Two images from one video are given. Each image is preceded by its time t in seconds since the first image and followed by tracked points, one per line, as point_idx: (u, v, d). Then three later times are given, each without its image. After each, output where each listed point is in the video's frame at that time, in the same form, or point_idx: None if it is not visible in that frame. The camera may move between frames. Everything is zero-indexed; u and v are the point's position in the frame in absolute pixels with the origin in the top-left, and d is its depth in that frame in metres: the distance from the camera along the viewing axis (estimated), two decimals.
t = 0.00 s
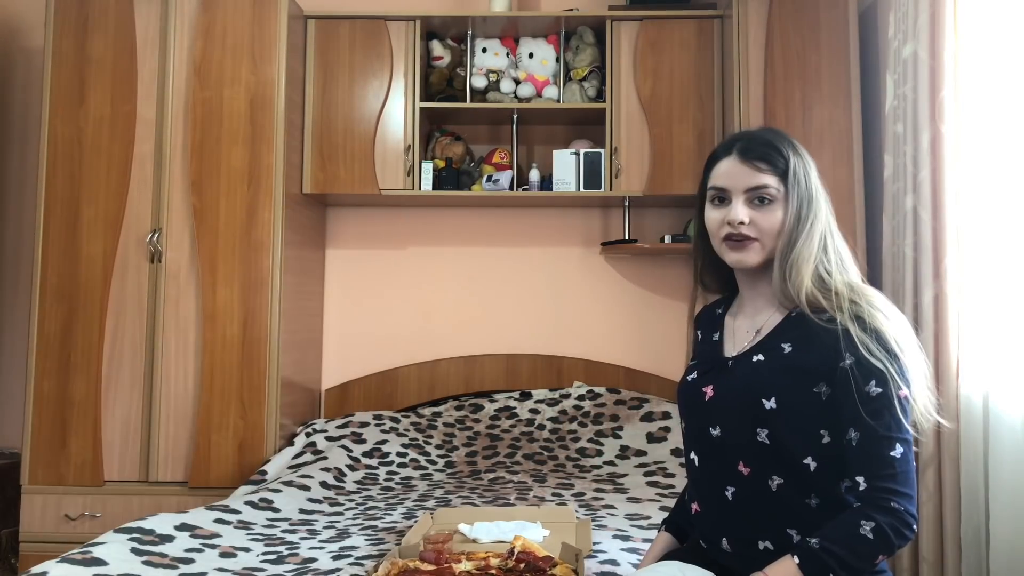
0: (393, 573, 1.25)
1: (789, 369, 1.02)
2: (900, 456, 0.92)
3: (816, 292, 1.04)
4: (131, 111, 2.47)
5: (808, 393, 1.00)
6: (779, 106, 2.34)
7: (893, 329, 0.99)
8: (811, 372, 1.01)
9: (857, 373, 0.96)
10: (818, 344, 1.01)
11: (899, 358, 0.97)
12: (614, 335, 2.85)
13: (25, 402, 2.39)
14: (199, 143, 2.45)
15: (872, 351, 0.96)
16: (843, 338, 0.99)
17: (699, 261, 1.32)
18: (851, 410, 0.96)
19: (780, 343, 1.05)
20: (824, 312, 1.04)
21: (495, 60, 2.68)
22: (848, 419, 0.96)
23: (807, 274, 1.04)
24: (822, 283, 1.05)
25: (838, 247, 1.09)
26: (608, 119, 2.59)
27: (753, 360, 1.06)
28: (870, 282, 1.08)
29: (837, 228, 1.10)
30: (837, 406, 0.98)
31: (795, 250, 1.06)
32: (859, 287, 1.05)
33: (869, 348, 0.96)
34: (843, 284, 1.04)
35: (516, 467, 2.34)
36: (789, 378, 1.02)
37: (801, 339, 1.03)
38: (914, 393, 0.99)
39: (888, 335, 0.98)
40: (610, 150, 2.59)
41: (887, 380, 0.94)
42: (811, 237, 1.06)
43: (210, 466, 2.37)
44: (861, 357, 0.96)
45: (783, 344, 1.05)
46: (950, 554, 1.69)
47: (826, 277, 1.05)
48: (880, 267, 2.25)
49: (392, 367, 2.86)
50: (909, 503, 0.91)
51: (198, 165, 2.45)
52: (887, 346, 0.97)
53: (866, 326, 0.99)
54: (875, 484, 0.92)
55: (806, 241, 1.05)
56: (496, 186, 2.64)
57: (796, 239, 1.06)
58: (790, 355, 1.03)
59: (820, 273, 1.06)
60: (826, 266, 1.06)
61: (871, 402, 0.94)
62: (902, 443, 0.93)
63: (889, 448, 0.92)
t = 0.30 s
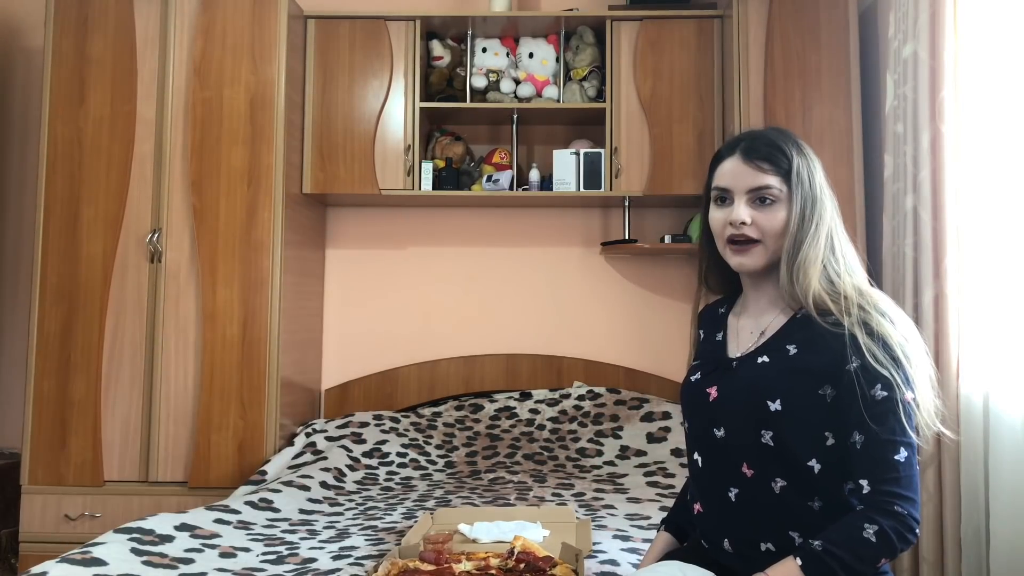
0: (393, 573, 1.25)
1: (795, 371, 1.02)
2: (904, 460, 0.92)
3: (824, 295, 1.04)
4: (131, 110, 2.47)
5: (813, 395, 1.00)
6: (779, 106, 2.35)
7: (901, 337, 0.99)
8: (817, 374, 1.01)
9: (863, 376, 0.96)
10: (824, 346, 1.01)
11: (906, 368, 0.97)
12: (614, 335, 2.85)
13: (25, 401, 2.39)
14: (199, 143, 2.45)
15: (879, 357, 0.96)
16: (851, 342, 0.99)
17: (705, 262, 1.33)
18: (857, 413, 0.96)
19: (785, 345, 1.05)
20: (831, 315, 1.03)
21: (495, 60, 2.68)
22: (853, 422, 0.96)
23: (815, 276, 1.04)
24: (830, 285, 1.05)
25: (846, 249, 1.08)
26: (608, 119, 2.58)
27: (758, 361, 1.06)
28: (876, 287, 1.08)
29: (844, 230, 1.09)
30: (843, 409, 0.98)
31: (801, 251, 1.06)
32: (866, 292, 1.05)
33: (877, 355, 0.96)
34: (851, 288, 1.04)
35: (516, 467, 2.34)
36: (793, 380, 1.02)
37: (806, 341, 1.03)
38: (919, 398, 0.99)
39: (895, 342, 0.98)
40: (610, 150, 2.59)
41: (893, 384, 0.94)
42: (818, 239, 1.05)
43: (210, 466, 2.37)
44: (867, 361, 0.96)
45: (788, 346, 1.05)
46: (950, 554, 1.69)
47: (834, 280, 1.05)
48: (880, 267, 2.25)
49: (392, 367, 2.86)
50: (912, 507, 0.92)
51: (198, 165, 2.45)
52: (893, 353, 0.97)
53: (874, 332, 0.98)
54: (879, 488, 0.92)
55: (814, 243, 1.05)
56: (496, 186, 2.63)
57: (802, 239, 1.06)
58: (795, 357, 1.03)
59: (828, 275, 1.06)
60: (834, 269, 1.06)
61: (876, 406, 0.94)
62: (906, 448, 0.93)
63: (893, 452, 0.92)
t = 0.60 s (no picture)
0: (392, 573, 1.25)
1: (796, 371, 1.02)
2: (904, 461, 0.92)
3: (824, 296, 1.04)
4: (131, 110, 2.47)
5: (814, 396, 1.00)
6: (779, 106, 2.34)
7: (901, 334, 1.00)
8: (818, 375, 1.00)
9: (864, 376, 0.96)
10: (824, 347, 1.01)
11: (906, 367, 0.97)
12: (614, 335, 2.85)
13: (25, 401, 2.39)
14: (199, 143, 2.45)
15: (881, 359, 0.96)
16: (851, 343, 0.99)
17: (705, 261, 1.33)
18: (857, 414, 0.96)
19: (786, 346, 1.05)
20: (830, 315, 1.03)
21: (495, 60, 2.68)
22: (854, 423, 0.97)
23: (814, 278, 1.04)
24: (830, 287, 1.05)
25: (846, 250, 1.08)
26: (608, 119, 2.58)
27: (758, 362, 1.06)
28: (876, 288, 1.08)
29: (845, 232, 1.09)
30: (843, 410, 0.98)
31: (801, 253, 1.06)
32: (867, 293, 1.05)
33: (878, 357, 0.96)
34: (851, 290, 1.04)
35: (516, 467, 2.34)
36: (794, 381, 1.02)
37: (807, 342, 1.03)
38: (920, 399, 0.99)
39: (896, 343, 0.98)
40: (610, 150, 2.59)
41: (893, 385, 0.94)
42: (817, 240, 1.05)
43: (210, 466, 2.37)
44: (867, 361, 0.96)
45: (788, 347, 1.05)
46: (950, 554, 1.69)
47: (834, 281, 1.05)
48: (880, 266, 2.25)
49: (392, 367, 2.86)
50: (913, 508, 0.92)
51: (198, 165, 2.44)
52: (895, 354, 0.97)
53: (876, 334, 0.98)
54: (878, 487, 0.92)
55: (813, 244, 1.05)
56: (496, 186, 2.63)
57: (800, 240, 1.06)
58: (796, 358, 1.03)
59: (828, 277, 1.06)
60: (834, 271, 1.06)
61: (877, 406, 0.94)
62: (907, 449, 0.93)
63: (893, 453, 0.92)
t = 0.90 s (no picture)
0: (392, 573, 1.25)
1: (787, 374, 1.02)
2: (900, 459, 0.93)
3: (814, 298, 1.03)
4: (131, 110, 2.47)
5: (807, 398, 1.00)
6: (779, 106, 2.34)
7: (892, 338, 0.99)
8: (810, 377, 1.00)
9: (855, 376, 0.96)
10: (815, 348, 1.01)
11: (899, 369, 0.97)
12: (614, 335, 2.85)
13: (25, 401, 2.39)
14: (199, 143, 2.45)
15: (869, 363, 0.96)
16: (840, 345, 0.99)
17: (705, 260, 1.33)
18: (851, 415, 0.96)
19: (778, 348, 1.05)
20: (818, 316, 1.03)
21: (495, 60, 2.68)
22: (848, 424, 0.97)
23: (806, 279, 1.04)
24: (821, 287, 1.05)
25: (842, 249, 1.07)
26: (608, 119, 2.58)
27: (752, 366, 1.06)
28: (869, 285, 1.08)
29: (842, 231, 1.08)
30: (836, 410, 0.98)
31: (795, 254, 1.05)
32: (860, 294, 1.04)
33: (867, 361, 0.96)
34: (843, 289, 1.03)
35: (516, 467, 2.34)
36: (786, 383, 1.02)
37: (798, 343, 1.03)
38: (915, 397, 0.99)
39: (887, 347, 0.97)
40: (610, 150, 2.59)
41: (885, 384, 0.95)
42: (813, 243, 1.04)
43: (210, 466, 2.37)
44: (856, 362, 0.97)
45: (780, 349, 1.05)
46: (950, 554, 1.70)
47: (827, 283, 1.04)
48: (880, 266, 2.25)
49: (392, 367, 2.86)
50: (911, 507, 0.92)
51: (198, 165, 2.44)
52: (885, 356, 0.97)
53: (865, 337, 0.98)
54: (876, 487, 0.93)
55: (808, 247, 1.04)
56: (496, 186, 2.63)
57: (797, 243, 1.05)
58: (788, 360, 1.03)
59: (820, 277, 1.05)
60: (827, 271, 1.05)
61: (870, 406, 0.94)
62: (902, 446, 0.93)
63: (888, 452, 0.93)
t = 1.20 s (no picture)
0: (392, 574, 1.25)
1: (780, 372, 1.02)
2: (896, 457, 0.93)
3: (808, 295, 1.04)
4: (131, 111, 2.47)
5: (800, 396, 1.00)
6: (779, 106, 2.34)
7: (887, 342, 0.98)
8: (803, 375, 1.00)
9: (846, 375, 0.96)
10: (806, 346, 1.01)
11: (891, 372, 0.96)
12: (614, 335, 2.85)
13: (25, 401, 2.39)
14: (199, 143, 2.45)
15: (857, 363, 0.96)
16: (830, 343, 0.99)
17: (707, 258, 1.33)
18: (844, 413, 0.96)
19: (772, 347, 1.05)
20: (811, 314, 1.03)
21: (495, 60, 2.68)
22: (842, 422, 0.96)
23: (804, 279, 1.04)
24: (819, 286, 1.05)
25: (846, 252, 1.07)
26: (608, 119, 2.58)
27: (746, 365, 1.06)
28: (872, 290, 1.06)
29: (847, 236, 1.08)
30: (830, 408, 0.98)
31: (801, 253, 1.06)
32: (859, 294, 1.03)
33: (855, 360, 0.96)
34: (839, 289, 1.03)
35: (516, 467, 2.34)
36: (780, 382, 1.02)
37: (791, 342, 1.03)
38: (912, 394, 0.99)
39: (878, 351, 0.96)
40: (610, 150, 2.59)
41: (877, 381, 0.94)
42: (822, 247, 1.05)
43: (210, 466, 2.37)
44: (845, 360, 0.97)
45: (774, 347, 1.05)
46: (950, 554, 1.70)
47: (825, 284, 1.04)
48: (880, 267, 2.25)
49: (392, 367, 2.86)
50: (909, 504, 0.92)
51: (198, 165, 2.44)
52: (876, 356, 0.96)
53: (855, 336, 0.97)
54: (874, 485, 0.93)
55: (815, 249, 1.05)
56: (496, 186, 2.63)
57: (804, 244, 1.06)
58: (782, 358, 1.03)
59: (818, 276, 1.05)
60: (825, 270, 1.05)
61: (863, 405, 0.94)
62: (897, 443, 0.93)
63: (883, 449, 0.93)
